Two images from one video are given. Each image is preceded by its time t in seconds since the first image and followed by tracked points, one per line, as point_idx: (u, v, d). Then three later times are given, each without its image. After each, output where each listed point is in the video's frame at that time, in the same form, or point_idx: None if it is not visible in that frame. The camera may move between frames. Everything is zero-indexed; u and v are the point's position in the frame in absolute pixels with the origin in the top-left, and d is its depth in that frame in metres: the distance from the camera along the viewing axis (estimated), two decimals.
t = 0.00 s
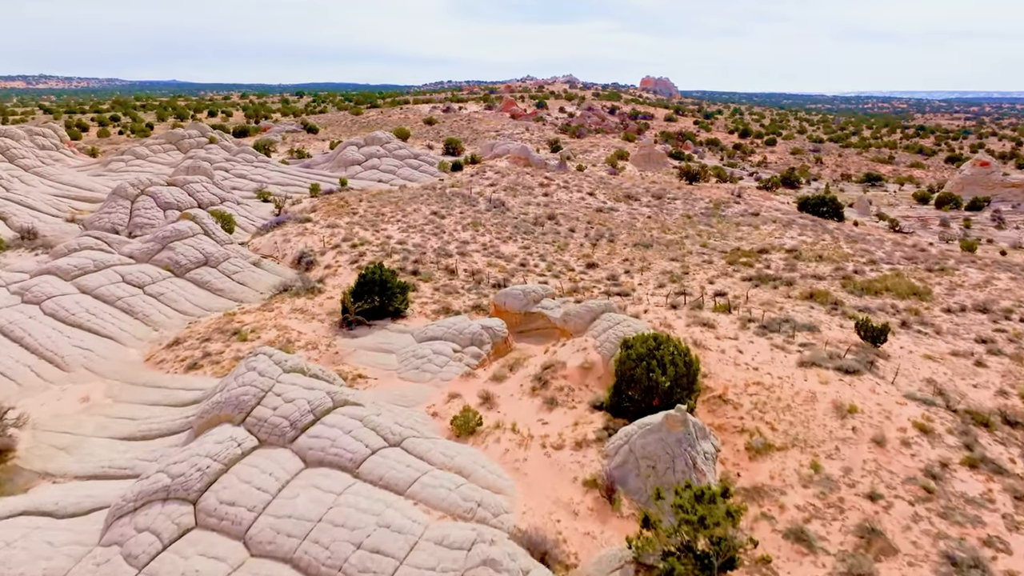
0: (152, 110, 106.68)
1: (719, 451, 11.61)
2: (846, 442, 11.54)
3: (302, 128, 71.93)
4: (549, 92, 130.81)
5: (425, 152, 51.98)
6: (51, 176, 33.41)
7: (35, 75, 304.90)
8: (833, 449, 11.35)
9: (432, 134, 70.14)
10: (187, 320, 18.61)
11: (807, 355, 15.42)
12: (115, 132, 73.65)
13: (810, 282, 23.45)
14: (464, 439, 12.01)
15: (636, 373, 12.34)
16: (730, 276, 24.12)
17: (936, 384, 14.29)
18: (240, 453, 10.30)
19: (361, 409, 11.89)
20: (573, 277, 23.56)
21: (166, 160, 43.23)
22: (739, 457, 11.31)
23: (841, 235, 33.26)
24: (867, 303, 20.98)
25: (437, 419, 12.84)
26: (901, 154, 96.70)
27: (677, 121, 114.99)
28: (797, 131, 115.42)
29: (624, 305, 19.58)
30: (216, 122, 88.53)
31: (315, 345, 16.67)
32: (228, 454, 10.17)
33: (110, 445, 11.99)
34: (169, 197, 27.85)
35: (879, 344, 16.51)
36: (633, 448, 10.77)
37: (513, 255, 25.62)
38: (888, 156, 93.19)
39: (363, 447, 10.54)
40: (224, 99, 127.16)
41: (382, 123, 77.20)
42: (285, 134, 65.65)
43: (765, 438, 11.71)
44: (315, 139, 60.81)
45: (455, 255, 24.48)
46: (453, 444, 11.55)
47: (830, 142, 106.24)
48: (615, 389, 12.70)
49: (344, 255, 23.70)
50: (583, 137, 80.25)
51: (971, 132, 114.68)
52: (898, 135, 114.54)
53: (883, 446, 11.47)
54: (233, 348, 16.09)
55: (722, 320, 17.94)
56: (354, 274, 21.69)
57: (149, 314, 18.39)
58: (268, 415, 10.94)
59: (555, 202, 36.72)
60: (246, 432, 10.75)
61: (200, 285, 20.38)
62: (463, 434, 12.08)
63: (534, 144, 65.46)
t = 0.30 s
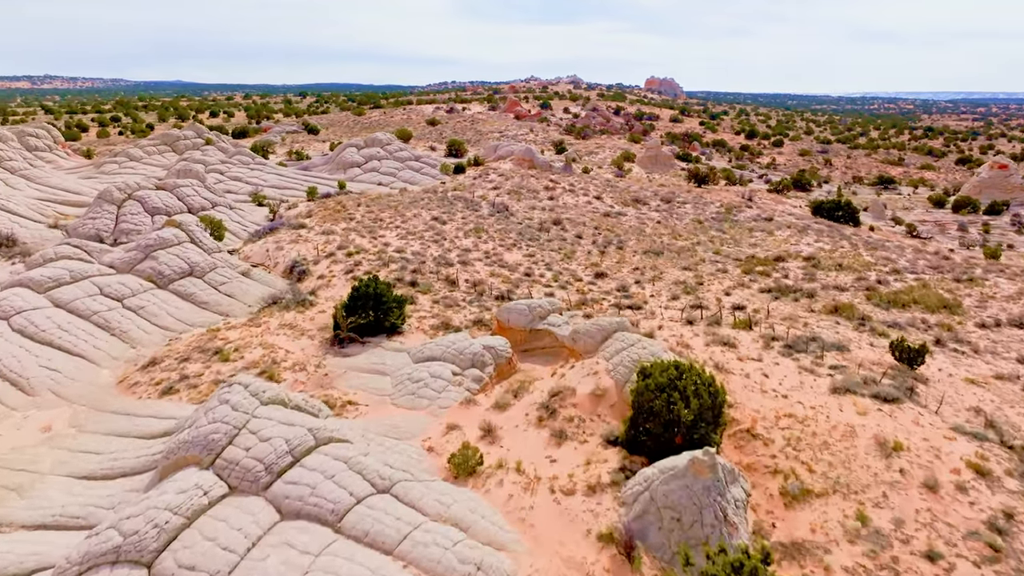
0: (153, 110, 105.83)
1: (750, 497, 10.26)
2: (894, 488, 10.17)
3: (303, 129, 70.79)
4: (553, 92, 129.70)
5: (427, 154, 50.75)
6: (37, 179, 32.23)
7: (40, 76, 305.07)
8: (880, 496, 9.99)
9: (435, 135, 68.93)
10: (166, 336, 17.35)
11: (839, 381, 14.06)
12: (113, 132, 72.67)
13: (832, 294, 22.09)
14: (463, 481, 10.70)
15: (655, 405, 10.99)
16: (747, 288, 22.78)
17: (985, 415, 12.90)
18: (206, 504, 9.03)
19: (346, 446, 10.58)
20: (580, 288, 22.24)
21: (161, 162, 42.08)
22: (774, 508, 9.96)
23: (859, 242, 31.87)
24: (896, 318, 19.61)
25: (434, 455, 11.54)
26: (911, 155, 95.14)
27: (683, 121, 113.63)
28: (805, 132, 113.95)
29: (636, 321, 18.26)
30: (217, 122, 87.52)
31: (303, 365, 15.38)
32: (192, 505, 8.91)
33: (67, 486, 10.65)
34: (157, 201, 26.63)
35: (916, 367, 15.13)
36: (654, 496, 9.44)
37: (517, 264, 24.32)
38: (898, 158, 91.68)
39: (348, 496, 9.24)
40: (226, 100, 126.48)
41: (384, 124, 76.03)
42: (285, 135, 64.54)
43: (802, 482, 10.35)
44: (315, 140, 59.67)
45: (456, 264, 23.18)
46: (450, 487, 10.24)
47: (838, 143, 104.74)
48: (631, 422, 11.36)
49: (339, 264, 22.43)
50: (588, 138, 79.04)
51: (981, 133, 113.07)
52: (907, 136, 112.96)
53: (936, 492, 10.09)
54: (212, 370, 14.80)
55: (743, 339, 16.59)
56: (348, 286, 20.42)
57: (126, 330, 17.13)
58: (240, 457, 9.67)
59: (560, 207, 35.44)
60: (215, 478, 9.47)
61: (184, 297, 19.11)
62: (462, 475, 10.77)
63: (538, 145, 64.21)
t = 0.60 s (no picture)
0: (162, 110, 105.40)
1: (797, 556, 8.88)
2: (966, 547, 8.77)
3: (310, 129, 69.87)
4: (563, 92, 128.46)
5: (436, 156, 49.58)
6: (33, 183, 31.28)
7: (53, 75, 306.81)
8: (950, 558, 8.59)
9: (445, 135, 67.81)
10: (152, 354, 16.11)
11: (887, 411, 12.64)
12: (120, 133, 72.11)
13: (865, 308, 20.65)
14: (466, 533, 9.39)
15: (687, 446, 9.65)
16: (773, 300, 21.39)
17: None
18: (168, 569, 7.83)
19: (337, 492, 9.27)
20: (596, 300, 20.90)
21: (163, 164, 41.12)
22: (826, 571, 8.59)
23: (887, 249, 30.38)
24: (937, 335, 18.17)
25: (435, 500, 10.25)
26: (930, 156, 93.12)
27: (696, 122, 112.00)
28: (820, 132, 112.06)
29: (657, 339, 16.90)
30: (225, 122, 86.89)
31: (295, 389, 14.12)
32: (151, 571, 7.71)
33: (20, 534, 9.36)
34: (152, 206, 25.55)
35: (969, 394, 13.69)
36: (690, 559, 8.10)
37: (528, 273, 23.02)
38: (916, 159, 89.72)
39: (333, 557, 7.91)
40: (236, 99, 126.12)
41: (393, 124, 75.00)
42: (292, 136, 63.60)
43: (858, 539, 8.96)
44: (323, 141, 58.66)
45: (463, 274, 21.90)
46: (453, 542, 8.86)
47: (855, 143, 102.82)
48: (659, 464, 10.03)
49: (339, 274, 21.20)
50: (601, 139, 77.68)
51: (1001, 134, 110.79)
52: (925, 137, 110.89)
53: (1016, 554, 8.68)
54: (196, 393, 13.59)
55: (775, 360, 15.21)
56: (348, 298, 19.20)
57: (109, 347, 15.91)
58: (211, 510, 8.43)
59: (573, 211, 34.14)
60: (180, 535, 8.26)
61: (173, 310, 17.93)
62: (466, 525, 9.47)
63: (549, 147, 62.96)
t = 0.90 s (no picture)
0: (172, 111, 104.97)
1: None
2: None
3: (319, 130, 68.95)
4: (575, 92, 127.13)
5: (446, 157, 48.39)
6: (29, 186, 30.32)
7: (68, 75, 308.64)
8: None
9: (455, 136, 66.69)
10: (136, 374, 14.92)
11: (947, 448, 11.22)
12: (129, 133, 71.55)
13: (904, 323, 19.21)
14: None
15: (729, 501, 8.30)
16: (804, 314, 19.97)
17: None
18: None
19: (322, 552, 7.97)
20: (613, 313, 19.56)
21: (167, 166, 40.16)
22: None
23: (918, 256, 28.88)
24: (986, 354, 16.72)
25: (436, 557, 8.96)
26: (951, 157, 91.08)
27: (710, 122, 110.36)
28: (837, 133, 110.11)
29: (682, 360, 15.55)
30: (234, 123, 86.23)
31: (286, 416, 12.88)
32: None
33: None
34: (148, 211, 24.47)
35: None
36: None
37: (541, 283, 21.72)
38: (937, 160, 87.72)
39: None
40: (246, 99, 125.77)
41: (403, 125, 73.96)
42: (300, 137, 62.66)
43: None
44: (331, 142, 57.67)
45: (472, 284, 20.64)
46: None
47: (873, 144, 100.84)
48: (694, 518, 8.69)
49: (341, 284, 19.98)
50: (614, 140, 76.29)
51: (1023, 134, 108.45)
52: (945, 137, 108.71)
53: None
54: (178, 422, 12.38)
55: (814, 386, 13.82)
56: (349, 312, 17.97)
57: (90, 365, 14.71)
58: None
59: (587, 215, 32.83)
60: None
61: (161, 325, 16.76)
62: None
63: (562, 148, 61.68)
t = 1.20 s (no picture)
0: (181, 111, 104.53)
1: None
2: None
3: (326, 130, 67.95)
4: (585, 92, 125.91)
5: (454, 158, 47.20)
6: (22, 189, 29.31)
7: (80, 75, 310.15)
8: None
9: (464, 137, 65.52)
10: (115, 395, 13.71)
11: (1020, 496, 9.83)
12: (135, 133, 70.84)
13: (946, 340, 17.80)
14: None
15: None
16: (836, 330, 18.59)
17: None
18: None
19: None
20: (632, 328, 18.25)
21: (168, 167, 39.16)
22: None
23: (950, 265, 27.41)
24: None
25: None
26: (970, 158, 89.13)
27: (722, 122, 108.75)
28: (852, 133, 108.22)
29: (709, 385, 14.24)
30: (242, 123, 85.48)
31: (274, 449, 11.65)
32: None
33: None
34: (141, 216, 23.36)
35: None
36: None
37: (554, 294, 20.43)
38: (956, 161, 85.79)
39: None
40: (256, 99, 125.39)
41: (411, 126, 72.83)
42: (306, 137, 61.65)
43: None
44: (338, 143, 56.65)
45: (480, 296, 19.38)
46: None
47: (890, 145, 98.93)
48: None
49: (341, 296, 18.77)
50: (626, 140, 74.89)
51: None
52: (963, 138, 106.63)
53: None
54: (153, 455, 11.17)
55: (859, 417, 12.45)
56: (348, 328, 16.74)
57: (65, 387, 13.52)
58: None
59: (601, 220, 31.53)
60: None
61: (146, 342, 15.58)
62: None
63: (573, 149, 60.41)
